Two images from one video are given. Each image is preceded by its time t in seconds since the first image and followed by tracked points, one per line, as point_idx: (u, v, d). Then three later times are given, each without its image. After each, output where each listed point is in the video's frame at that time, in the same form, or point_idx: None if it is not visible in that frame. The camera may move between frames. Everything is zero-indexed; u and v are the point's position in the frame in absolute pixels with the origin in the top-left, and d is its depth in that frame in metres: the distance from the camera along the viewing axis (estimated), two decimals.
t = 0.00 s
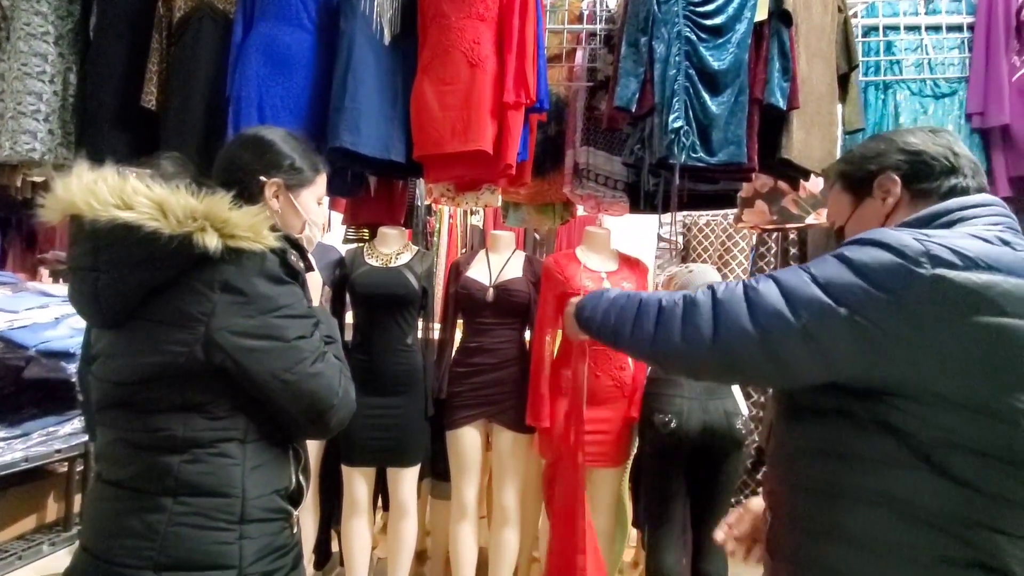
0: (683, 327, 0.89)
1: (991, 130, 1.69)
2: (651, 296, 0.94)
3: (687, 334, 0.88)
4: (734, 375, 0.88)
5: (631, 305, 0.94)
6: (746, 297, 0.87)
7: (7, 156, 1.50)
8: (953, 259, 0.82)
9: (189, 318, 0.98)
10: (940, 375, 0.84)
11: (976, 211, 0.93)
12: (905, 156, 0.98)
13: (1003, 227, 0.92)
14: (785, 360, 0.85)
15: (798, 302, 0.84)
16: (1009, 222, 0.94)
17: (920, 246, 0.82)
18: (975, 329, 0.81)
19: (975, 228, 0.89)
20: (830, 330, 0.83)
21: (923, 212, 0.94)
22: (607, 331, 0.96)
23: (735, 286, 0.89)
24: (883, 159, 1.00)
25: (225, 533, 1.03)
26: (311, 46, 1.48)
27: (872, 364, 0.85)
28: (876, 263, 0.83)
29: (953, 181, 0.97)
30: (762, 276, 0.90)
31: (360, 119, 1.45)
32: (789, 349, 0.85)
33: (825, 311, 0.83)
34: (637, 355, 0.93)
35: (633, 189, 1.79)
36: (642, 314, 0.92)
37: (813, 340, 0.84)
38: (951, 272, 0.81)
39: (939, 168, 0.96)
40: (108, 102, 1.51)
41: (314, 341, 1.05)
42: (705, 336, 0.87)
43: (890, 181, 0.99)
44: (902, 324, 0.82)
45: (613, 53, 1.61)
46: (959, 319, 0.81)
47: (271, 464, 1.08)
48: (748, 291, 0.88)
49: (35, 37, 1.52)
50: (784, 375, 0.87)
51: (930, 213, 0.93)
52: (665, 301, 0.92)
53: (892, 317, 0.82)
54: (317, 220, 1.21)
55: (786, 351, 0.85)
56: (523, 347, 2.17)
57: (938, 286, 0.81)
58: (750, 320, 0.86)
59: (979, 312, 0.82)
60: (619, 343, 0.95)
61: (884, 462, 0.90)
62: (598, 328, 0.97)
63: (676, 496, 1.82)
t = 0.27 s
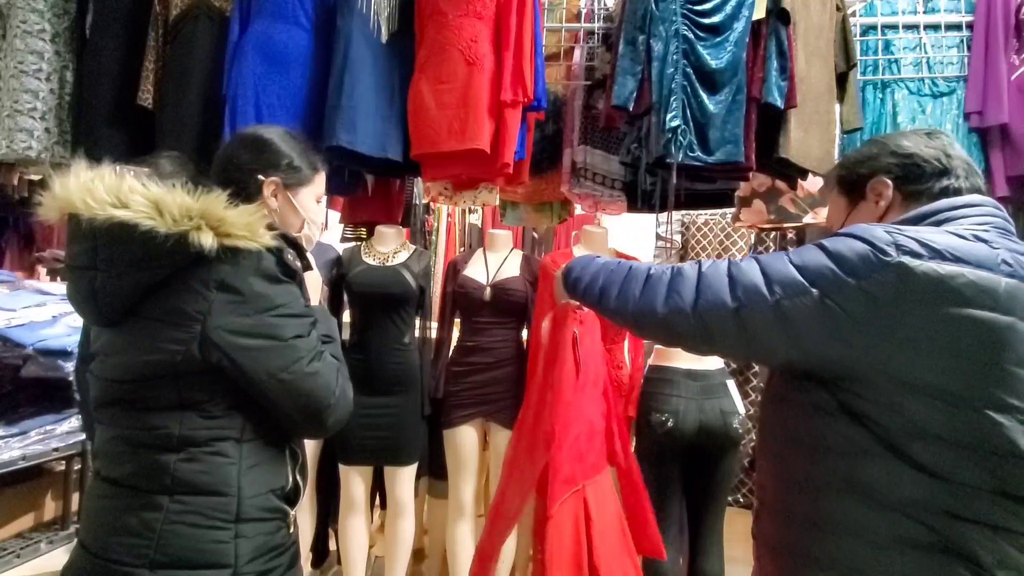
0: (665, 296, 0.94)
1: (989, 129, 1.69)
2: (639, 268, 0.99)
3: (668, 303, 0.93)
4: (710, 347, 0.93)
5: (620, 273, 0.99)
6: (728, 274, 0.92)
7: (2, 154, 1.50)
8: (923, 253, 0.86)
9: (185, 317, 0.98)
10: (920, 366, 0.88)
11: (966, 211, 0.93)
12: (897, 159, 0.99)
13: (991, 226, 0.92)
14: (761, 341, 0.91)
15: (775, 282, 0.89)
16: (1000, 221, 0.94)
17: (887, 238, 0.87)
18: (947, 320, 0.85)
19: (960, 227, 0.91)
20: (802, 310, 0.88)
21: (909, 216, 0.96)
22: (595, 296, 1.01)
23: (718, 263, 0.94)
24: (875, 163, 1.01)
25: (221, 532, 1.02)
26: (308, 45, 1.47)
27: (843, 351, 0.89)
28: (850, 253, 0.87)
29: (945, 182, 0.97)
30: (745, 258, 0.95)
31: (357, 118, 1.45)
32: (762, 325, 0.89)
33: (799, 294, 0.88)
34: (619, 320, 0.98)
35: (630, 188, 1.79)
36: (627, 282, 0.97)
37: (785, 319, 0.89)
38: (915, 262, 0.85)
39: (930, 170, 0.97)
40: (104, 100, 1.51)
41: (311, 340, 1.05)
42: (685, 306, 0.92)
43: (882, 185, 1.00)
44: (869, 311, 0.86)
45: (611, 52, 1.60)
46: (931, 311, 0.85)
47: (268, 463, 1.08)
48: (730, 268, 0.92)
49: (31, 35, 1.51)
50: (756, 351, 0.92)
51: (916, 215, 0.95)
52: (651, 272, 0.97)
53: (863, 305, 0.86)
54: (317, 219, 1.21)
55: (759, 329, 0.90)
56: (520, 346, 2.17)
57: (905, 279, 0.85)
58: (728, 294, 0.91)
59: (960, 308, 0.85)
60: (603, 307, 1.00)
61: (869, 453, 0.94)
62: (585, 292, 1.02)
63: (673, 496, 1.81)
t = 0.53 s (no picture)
0: (664, 276, 0.94)
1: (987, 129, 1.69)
2: (641, 247, 0.99)
3: (666, 284, 0.93)
4: (702, 330, 0.93)
5: (622, 251, 0.99)
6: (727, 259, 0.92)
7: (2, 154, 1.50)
8: (911, 247, 0.85)
9: (187, 316, 0.98)
10: (913, 362, 0.88)
11: (966, 212, 0.94)
12: (901, 158, 1.00)
13: (988, 225, 0.93)
14: (755, 334, 0.92)
15: (772, 270, 0.89)
16: (999, 221, 0.94)
17: (880, 233, 0.87)
18: (939, 316, 0.85)
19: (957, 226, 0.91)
20: (795, 300, 0.88)
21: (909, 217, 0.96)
22: (595, 271, 1.01)
23: (718, 249, 0.94)
24: (879, 163, 1.02)
25: (221, 530, 1.03)
26: (307, 45, 1.48)
27: (836, 345, 0.90)
28: (845, 248, 0.87)
29: (948, 183, 0.97)
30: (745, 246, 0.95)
31: (356, 118, 1.45)
32: (755, 312, 0.90)
33: (795, 284, 0.88)
34: (615, 296, 0.99)
35: (629, 188, 1.79)
36: (628, 260, 0.97)
37: (778, 306, 0.89)
38: (904, 257, 0.85)
39: (933, 170, 0.97)
40: (104, 100, 1.51)
41: (313, 340, 1.05)
42: (682, 286, 0.92)
43: (885, 184, 1.01)
44: (859, 305, 0.87)
45: (610, 52, 1.61)
46: (921, 307, 0.85)
47: (268, 462, 1.08)
48: (729, 254, 0.92)
49: (30, 35, 1.51)
50: (747, 338, 0.92)
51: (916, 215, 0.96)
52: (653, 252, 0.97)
53: (851, 296, 0.87)
54: (322, 220, 1.21)
55: (752, 317, 0.90)
56: (518, 345, 2.18)
57: (895, 274, 0.85)
58: (725, 279, 0.91)
59: (953, 304, 0.85)
60: (602, 284, 1.00)
61: (861, 448, 0.94)
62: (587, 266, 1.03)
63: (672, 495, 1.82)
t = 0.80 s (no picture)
0: (667, 261, 0.94)
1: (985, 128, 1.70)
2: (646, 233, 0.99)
3: (669, 270, 0.93)
4: (702, 318, 0.93)
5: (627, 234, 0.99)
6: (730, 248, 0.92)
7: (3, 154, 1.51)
8: (912, 242, 0.86)
9: (193, 316, 0.99)
10: (914, 359, 0.88)
11: (966, 210, 0.94)
12: (902, 158, 1.00)
13: (988, 224, 0.93)
14: (756, 328, 0.92)
15: (775, 260, 0.89)
16: (999, 220, 0.94)
17: (882, 227, 0.87)
18: (940, 313, 0.86)
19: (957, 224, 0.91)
20: (796, 291, 0.88)
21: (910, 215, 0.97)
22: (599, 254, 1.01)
23: (721, 238, 0.94)
24: (880, 162, 1.02)
25: (225, 528, 1.03)
26: (307, 45, 1.48)
27: (837, 341, 0.91)
28: (847, 241, 0.87)
29: (949, 182, 0.97)
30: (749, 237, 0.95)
31: (357, 118, 1.46)
32: (756, 302, 0.90)
33: (797, 275, 0.88)
34: (618, 280, 0.99)
35: (629, 188, 1.78)
36: (632, 244, 0.97)
37: (779, 296, 0.89)
38: (905, 250, 0.85)
39: (933, 170, 0.98)
40: (105, 100, 1.51)
41: (318, 340, 1.05)
42: (685, 272, 0.92)
43: (886, 184, 1.02)
44: (857, 299, 0.88)
45: (610, 52, 1.61)
46: (920, 303, 0.86)
47: (273, 461, 1.09)
48: (732, 244, 0.92)
49: (30, 36, 1.52)
50: (747, 328, 0.92)
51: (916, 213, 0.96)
52: (657, 238, 0.97)
53: (850, 288, 0.87)
54: (327, 219, 1.22)
55: (753, 308, 0.90)
56: (518, 345, 2.18)
57: (894, 269, 0.86)
58: (727, 267, 0.91)
59: (951, 300, 0.86)
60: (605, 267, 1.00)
61: (862, 445, 0.95)
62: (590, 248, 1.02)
63: (673, 493, 1.82)
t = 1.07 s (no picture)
0: (681, 241, 0.90)
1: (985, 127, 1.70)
2: (660, 211, 0.96)
3: (682, 250, 0.89)
4: (711, 301, 0.90)
5: (642, 212, 0.96)
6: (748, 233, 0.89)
7: (7, 157, 1.52)
8: (932, 235, 0.86)
9: (202, 319, 0.99)
10: (916, 358, 0.89)
11: (974, 210, 0.93)
12: (913, 156, 0.99)
13: (996, 225, 0.93)
14: (763, 322, 0.90)
15: (793, 246, 0.87)
16: (1005, 221, 0.94)
17: (902, 220, 0.87)
18: (948, 310, 0.86)
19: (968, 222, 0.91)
20: (812, 279, 0.86)
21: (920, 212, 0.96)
22: (612, 230, 0.98)
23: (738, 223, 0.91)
24: (891, 158, 1.01)
25: (235, 528, 1.04)
26: (309, 47, 1.49)
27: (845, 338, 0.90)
28: (869, 232, 0.86)
29: (957, 182, 0.97)
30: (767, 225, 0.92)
31: (358, 120, 1.46)
32: (769, 288, 0.87)
33: (815, 263, 0.86)
34: (628, 257, 0.95)
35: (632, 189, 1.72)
36: (646, 222, 0.94)
37: (794, 282, 0.86)
38: (926, 243, 0.84)
39: (943, 169, 0.97)
40: (109, 102, 1.52)
41: (325, 342, 1.06)
42: (699, 253, 0.89)
43: (895, 180, 1.01)
44: (873, 292, 0.86)
45: (610, 52, 1.62)
46: (932, 301, 0.86)
47: (281, 461, 1.09)
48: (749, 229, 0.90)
49: (33, 38, 1.53)
50: (755, 316, 0.90)
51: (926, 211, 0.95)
52: (673, 217, 0.94)
53: (867, 279, 0.86)
54: (334, 221, 1.22)
55: (765, 296, 0.88)
56: (519, 344, 2.18)
57: (915, 263, 0.85)
58: (744, 250, 0.87)
59: (956, 298, 0.86)
60: (616, 243, 0.97)
61: (864, 443, 0.95)
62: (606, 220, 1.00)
63: (676, 492, 1.83)
